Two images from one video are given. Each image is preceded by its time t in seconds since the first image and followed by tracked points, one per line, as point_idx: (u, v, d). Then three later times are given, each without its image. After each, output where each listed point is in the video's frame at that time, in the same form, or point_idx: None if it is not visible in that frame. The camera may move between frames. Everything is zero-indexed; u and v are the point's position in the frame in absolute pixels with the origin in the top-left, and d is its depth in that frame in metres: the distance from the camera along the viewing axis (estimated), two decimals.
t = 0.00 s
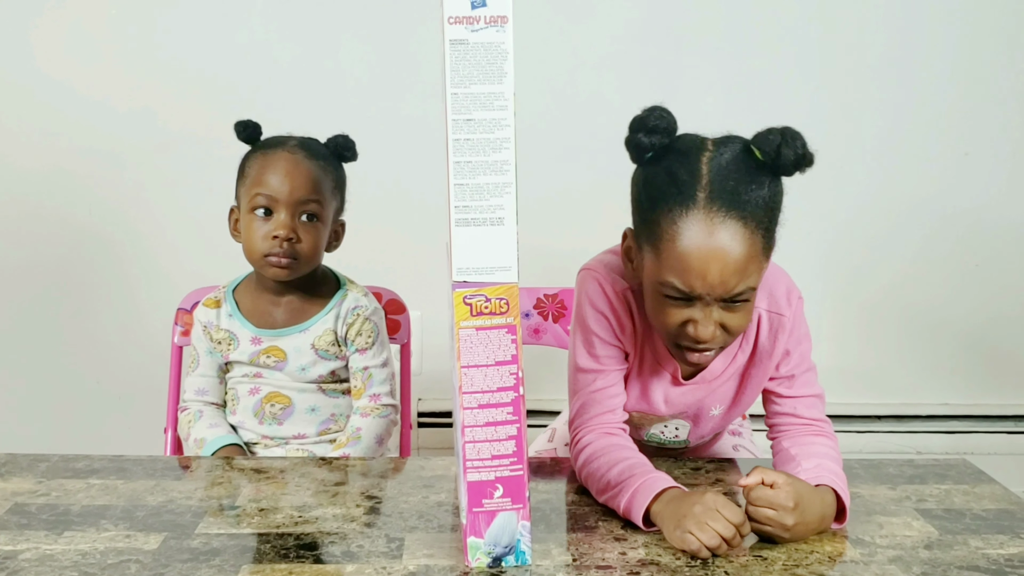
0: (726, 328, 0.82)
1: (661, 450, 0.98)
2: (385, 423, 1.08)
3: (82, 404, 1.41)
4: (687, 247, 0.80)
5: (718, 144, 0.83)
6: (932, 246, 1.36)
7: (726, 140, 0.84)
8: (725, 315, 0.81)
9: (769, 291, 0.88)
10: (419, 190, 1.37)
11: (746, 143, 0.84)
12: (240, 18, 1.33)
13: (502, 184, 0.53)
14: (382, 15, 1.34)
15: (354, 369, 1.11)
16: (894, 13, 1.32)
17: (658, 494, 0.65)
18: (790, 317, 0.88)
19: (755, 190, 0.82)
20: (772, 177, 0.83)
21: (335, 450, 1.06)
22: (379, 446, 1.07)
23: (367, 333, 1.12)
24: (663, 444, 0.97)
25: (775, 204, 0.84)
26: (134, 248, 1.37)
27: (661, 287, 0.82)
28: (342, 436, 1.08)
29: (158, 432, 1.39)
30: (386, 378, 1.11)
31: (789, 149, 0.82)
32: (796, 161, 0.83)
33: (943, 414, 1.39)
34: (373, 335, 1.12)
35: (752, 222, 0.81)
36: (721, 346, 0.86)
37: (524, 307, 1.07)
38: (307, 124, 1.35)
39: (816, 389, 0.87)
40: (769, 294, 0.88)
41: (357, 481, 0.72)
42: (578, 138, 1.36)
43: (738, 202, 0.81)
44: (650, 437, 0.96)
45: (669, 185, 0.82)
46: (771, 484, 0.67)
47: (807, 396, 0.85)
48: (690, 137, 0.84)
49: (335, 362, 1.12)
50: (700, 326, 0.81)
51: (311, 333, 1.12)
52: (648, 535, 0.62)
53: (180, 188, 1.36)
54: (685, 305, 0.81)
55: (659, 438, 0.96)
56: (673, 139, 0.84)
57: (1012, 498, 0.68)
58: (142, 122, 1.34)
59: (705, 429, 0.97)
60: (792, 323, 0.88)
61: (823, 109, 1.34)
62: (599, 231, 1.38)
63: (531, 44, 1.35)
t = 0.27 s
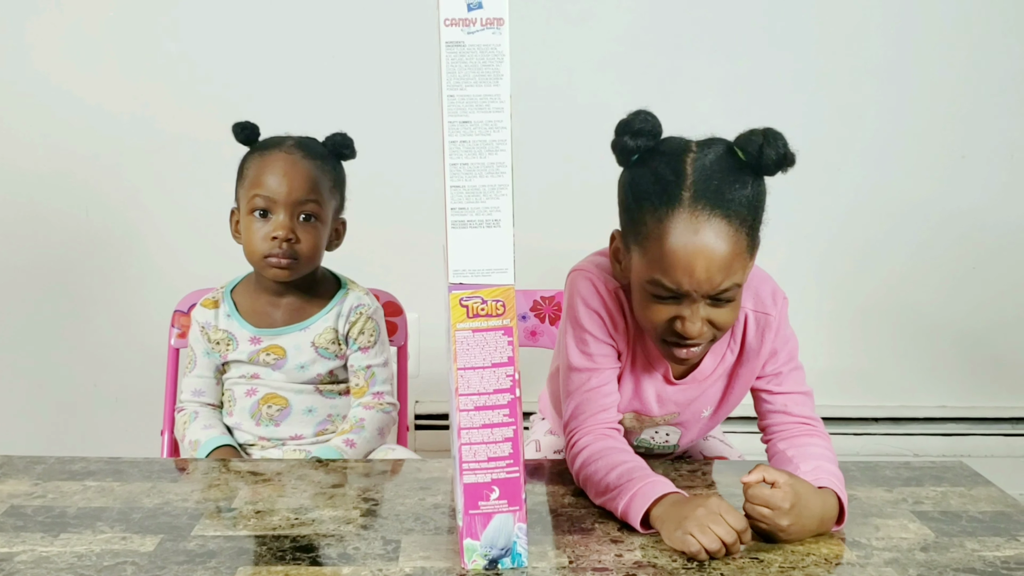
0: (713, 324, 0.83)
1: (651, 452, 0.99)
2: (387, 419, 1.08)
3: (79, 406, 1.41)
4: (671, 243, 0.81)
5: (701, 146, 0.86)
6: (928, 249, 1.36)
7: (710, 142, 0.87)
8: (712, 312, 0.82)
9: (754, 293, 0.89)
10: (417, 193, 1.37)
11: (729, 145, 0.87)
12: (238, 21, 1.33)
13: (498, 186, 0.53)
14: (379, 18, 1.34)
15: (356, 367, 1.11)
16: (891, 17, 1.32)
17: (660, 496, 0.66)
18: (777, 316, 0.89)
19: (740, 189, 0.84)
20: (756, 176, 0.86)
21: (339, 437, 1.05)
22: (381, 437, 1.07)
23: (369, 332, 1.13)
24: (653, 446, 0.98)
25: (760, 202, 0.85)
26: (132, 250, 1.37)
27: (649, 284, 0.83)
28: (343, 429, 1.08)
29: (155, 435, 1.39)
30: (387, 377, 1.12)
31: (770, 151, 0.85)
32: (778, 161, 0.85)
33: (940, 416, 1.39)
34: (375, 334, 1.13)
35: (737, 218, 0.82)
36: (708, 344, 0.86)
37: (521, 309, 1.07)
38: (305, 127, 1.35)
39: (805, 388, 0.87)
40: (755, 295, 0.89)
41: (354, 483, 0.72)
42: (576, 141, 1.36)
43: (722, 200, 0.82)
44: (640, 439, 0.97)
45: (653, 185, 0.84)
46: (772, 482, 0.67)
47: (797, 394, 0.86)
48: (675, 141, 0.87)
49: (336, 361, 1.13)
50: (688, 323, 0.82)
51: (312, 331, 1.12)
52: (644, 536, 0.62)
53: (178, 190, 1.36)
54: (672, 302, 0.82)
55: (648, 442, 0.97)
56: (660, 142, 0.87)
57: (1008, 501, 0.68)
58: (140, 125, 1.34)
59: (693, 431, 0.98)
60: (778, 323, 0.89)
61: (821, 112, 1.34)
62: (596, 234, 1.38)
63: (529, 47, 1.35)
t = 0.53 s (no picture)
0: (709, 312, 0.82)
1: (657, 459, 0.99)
2: (378, 422, 1.08)
3: (74, 410, 1.40)
4: (665, 223, 0.81)
5: (700, 142, 0.87)
6: (923, 253, 1.37)
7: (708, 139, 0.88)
8: (706, 298, 0.81)
9: (751, 296, 0.91)
10: (413, 197, 1.37)
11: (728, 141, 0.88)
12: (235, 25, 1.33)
13: (495, 191, 0.53)
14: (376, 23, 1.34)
15: (349, 370, 1.11)
16: (886, 22, 1.32)
17: (656, 504, 0.65)
18: (773, 319, 0.90)
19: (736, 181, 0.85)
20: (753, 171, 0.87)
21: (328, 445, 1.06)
22: (372, 442, 1.07)
23: (364, 334, 1.13)
24: (657, 455, 0.98)
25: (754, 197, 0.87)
26: (128, 253, 1.37)
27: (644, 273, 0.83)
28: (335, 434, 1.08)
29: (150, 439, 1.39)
30: (381, 379, 1.11)
31: (767, 144, 0.86)
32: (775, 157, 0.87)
33: (935, 421, 1.40)
34: (370, 335, 1.13)
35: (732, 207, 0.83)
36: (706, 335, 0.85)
37: (518, 314, 1.07)
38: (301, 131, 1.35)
39: (800, 391, 0.87)
40: (752, 299, 0.91)
41: (350, 488, 0.72)
42: (572, 146, 1.37)
43: (717, 187, 0.83)
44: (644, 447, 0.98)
45: (651, 173, 0.85)
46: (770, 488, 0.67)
47: (792, 396, 0.86)
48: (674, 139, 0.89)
49: (332, 365, 1.13)
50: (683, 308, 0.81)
51: (310, 334, 1.12)
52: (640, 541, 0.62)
53: (174, 194, 1.36)
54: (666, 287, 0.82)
55: (653, 449, 0.98)
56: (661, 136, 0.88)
57: (1003, 505, 0.68)
58: (136, 129, 1.34)
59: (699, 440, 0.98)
60: (774, 326, 0.90)
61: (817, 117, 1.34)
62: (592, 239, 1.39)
63: (525, 51, 1.35)
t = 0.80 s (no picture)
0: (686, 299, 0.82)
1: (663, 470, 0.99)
2: (375, 427, 1.08)
3: (74, 417, 1.41)
4: (646, 208, 0.80)
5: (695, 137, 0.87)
6: (923, 261, 1.37)
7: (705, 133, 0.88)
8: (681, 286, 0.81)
9: (760, 303, 0.92)
10: (412, 205, 1.37)
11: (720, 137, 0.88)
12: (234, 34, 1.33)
13: (492, 199, 0.53)
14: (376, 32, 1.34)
15: (348, 374, 1.11)
16: (885, 30, 1.33)
17: (655, 512, 0.64)
18: (781, 326, 0.91)
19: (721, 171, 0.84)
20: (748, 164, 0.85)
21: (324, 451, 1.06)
22: (369, 447, 1.07)
23: (364, 339, 1.12)
24: (664, 466, 0.98)
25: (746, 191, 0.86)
26: (128, 261, 1.37)
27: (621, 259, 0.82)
28: (332, 439, 1.08)
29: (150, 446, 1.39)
30: (379, 385, 1.11)
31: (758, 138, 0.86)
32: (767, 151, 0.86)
33: (935, 428, 1.39)
34: (369, 341, 1.12)
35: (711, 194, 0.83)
36: (687, 322, 0.85)
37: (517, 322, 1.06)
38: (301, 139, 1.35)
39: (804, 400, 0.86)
40: (761, 305, 0.92)
41: (348, 496, 0.71)
42: (571, 154, 1.37)
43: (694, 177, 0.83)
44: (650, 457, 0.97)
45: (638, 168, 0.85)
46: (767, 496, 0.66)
47: (795, 404, 0.85)
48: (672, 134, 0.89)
49: (332, 370, 1.12)
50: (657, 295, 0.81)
51: (311, 339, 1.12)
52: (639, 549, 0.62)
53: (174, 202, 1.36)
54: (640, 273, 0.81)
55: (658, 459, 0.97)
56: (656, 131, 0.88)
57: (1002, 514, 0.68)
58: (137, 137, 1.35)
59: (704, 449, 0.97)
60: (783, 333, 0.90)
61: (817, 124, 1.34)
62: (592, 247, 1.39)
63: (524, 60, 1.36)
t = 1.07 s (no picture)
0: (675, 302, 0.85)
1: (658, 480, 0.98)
2: (374, 434, 1.08)
3: (72, 426, 1.40)
4: (641, 212, 0.85)
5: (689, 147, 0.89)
6: (920, 270, 1.37)
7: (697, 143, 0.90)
8: (669, 288, 0.85)
9: (760, 314, 0.93)
10: (411, 214, 1.37)
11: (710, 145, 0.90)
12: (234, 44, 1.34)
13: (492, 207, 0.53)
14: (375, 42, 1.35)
15: (349, 380, 1.12)
16: (882, 41, 1.33)
17: (656, 520, 0.64)
18: (780, 335, 0.91)
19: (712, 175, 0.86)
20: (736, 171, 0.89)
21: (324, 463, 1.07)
22: (368, 456, 1.08)
23: (366, 343, 1.13)
24: (660, 476, 0.97)
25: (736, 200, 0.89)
26: (127, 269, 1.37)
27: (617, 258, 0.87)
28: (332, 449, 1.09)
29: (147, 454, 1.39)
30: (380, 389, 1.11)
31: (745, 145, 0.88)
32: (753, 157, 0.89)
33: (933, 437, 1.39)
34: (371, 344, 1.13)
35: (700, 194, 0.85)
36: (679, 330, 0.88)
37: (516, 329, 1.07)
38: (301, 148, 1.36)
39: (802, 409, 0.87)
40: (760, 316, 0.93)
41: (348, 505, 0.71)
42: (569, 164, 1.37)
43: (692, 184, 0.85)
44: (645, 467, 0.97)
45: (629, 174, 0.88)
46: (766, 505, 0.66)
47: (794, 413, 0.86)
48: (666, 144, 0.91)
49: (335, 374, 1.13)
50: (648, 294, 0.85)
51: (313, 344, 1.12)
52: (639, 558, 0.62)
53: (174, 211, 1.36)
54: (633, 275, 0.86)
55: (654, 468, 0.97)
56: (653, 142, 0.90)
57: (1001, 523, 0.68)
58: (137, 146, 1.35)
59: (700, 459, 0.97)
60: (782, 344, 0.91)
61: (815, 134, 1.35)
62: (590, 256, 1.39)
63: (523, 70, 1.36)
